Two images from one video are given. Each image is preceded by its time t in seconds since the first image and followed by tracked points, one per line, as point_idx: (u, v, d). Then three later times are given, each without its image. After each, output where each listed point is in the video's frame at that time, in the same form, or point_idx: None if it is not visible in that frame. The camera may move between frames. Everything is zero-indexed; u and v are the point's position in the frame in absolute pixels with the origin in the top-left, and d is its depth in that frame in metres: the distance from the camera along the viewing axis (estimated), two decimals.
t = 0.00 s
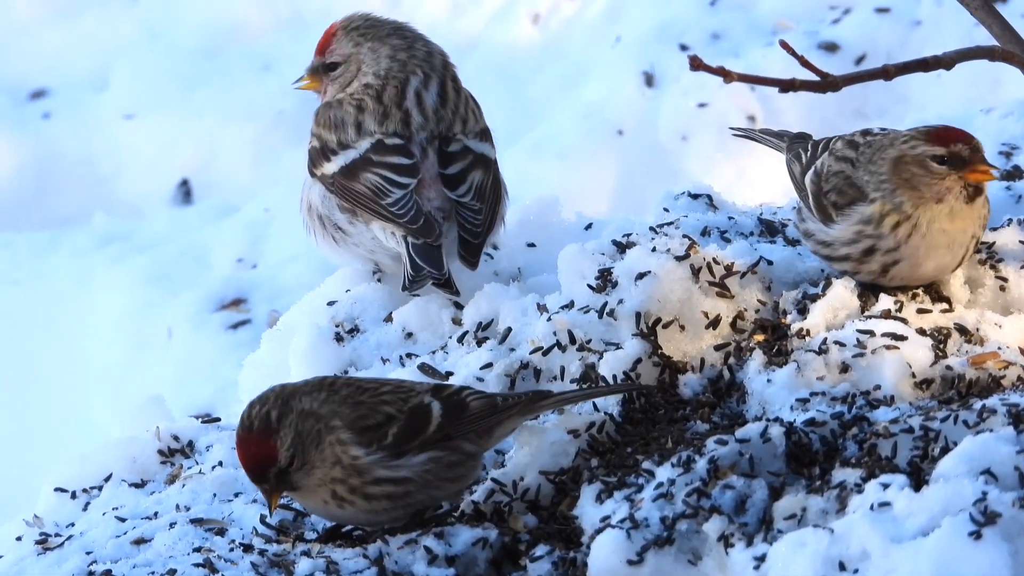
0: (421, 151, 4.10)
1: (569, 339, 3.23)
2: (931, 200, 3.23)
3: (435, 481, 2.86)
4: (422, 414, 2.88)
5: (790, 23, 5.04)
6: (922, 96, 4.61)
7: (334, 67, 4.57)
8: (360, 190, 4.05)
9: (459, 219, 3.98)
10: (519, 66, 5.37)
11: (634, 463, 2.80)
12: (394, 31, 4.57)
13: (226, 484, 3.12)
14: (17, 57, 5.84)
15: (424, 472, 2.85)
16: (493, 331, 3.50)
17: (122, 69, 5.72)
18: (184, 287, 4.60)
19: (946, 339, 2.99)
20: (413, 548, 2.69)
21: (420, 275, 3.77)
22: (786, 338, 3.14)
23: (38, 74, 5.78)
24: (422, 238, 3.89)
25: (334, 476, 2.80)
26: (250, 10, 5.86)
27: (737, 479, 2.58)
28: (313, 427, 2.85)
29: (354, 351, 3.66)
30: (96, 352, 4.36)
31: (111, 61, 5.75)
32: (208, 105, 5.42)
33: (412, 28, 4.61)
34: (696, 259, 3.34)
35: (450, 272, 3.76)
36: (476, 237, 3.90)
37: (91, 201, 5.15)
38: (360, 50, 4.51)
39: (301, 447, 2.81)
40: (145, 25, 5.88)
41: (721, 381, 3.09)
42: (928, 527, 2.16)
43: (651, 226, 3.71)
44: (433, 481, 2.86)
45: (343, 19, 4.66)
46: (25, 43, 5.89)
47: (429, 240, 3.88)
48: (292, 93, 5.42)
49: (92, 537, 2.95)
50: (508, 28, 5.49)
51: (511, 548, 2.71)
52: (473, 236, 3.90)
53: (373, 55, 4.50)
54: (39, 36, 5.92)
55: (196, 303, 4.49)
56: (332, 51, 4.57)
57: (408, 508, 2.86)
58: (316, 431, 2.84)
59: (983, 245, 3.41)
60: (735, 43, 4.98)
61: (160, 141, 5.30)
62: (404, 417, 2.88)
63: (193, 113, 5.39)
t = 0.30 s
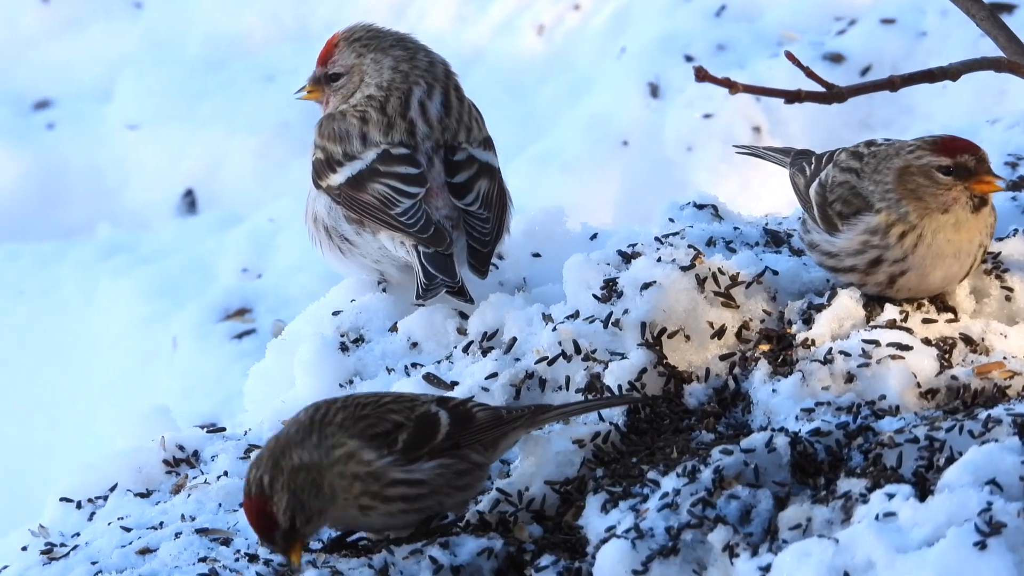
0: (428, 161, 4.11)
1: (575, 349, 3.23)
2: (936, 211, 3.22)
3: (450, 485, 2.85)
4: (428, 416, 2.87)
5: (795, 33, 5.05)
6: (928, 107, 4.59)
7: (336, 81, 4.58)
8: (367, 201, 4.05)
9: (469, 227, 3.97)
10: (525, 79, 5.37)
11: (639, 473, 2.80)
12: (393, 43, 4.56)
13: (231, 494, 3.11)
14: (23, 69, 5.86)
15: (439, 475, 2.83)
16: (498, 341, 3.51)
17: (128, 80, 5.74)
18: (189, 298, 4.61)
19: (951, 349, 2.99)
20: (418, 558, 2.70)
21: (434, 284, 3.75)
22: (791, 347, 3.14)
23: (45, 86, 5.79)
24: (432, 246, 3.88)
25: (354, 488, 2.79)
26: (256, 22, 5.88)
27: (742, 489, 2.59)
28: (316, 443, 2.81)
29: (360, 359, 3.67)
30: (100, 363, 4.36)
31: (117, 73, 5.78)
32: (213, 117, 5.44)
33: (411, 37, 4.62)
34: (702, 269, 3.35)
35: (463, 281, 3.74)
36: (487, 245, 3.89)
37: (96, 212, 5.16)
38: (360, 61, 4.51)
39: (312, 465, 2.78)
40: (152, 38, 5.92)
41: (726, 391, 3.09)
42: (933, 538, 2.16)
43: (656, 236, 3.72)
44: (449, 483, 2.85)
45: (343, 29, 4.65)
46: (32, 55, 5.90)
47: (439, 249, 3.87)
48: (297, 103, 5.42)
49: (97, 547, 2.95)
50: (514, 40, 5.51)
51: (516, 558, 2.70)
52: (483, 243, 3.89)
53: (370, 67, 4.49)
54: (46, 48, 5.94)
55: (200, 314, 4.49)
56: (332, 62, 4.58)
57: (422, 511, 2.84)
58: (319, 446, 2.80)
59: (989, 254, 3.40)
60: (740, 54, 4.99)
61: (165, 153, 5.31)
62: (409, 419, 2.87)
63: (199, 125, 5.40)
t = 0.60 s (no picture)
0: (437, 169, 4.11)
1: (576, 356, 3.24)
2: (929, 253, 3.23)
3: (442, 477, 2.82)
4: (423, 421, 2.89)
5: (797, 40, 5.05)
6: (931, 115, 4.59)
7: (349, 85, 4.56)
8: (376, 210, 4.05)
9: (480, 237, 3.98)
10: (527, 86, 5.37)
11: (641, 481, 2.80)
12: (396, 52, 4.58)
13: (232, 502, 3.09)
14: (26, 76, 5.86)
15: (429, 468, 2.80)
16: (500, 349, 3.52)
17: (130, 87, 5.75)
18: (191, 306, 4.61)
19: (953, 357, 2.98)
20: (421, 567, 2.72)
21: (448, 296, 3.70)
22: (792, 355, 3.15)
23: (48, 93, 5.80)
24: (443, 256, 3.88)
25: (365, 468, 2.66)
26: (258, 27, 5.88)
27: (743, 497, 2.60)
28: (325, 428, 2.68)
29: (362, 367, 3.67)
30: (103, 370, 4.36)
31: (119, 80, 5.79)
32: (215, 124, 5.44)
33: (414, 46, 4.63)
34: (703, 277, 3.34)
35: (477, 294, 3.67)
36: (499, 254, 3.89)
37: (98, 220, 5.16)
38: (365, 68, 4.55)
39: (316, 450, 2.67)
40: (154, 44, 5.93)
41: (728, 399, 3.09)
42: (934, 545, 2.17)
43: (658, 244, 3.72)
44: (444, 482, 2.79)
45: (350, 32, 4.64)
46: (34, 62, 5.91)
47: (451, 259, 3.87)
48: (300, 110, 5.42)
49: (98, 555, 2.95)
50: (517, 47, 5.51)
51: (517, 565, 2.72)
52: (495, 252, 3.89)
53: (379, 74, 4.55)
54: (48, 55, 5.93)
55: (202, 322, 4.49)
56: (336, 66, 4.57)
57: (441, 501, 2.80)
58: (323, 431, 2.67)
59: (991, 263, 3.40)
60: (743, 60, 4.98)
61: (167, 160, 5.31)
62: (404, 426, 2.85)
63: (201, 133, 5.41)
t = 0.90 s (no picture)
0: (437, 174, 4.12)
1: (573, 361, 3.24)
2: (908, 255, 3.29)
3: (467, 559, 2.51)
4: (448, 483, 2.61)
5: (794, 46, 5.05)
6: (927, 120, 4.60)
7: (347, 88, 4.57)
8: (376, 216, 4.06)
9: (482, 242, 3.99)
10: (523, 92, 5.38)
11: (637, 485, 2.81)
12: (391, 55, 4.60)
13: (229, 506, 3.11)
14: (24, 83, 5.89)
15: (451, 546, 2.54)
16: (496, 354, 3.51)
17: (128, 93, 5.77)
18: (188, 311, 4.61)
19: (949, 361, 3.00)
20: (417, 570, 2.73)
21: (452, 305, 3.67)
22: (788, 359, 3.14)
23: (46, 100, 5.82)
24: (445, 262, 3.89)
25: (404, 542, 2.62)
26: (256, 34, 5.89)
27: (739, 501, 2.62)
28: (373, 493, 2.67)
29: (358, 372, 3.67)
30: (101, 375, 4.36)
31: (117, 86, 5.80)
32: (213, 131, 5.46)
33: (411, 52, 4.65)
34: (699, 282, 3.36)
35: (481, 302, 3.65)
36: (500, 258, 3.92)
37: (96, 225, 5.17)
38: (360, 73, 4.56)
39: (360, 514, 2.67)
40: (151, 51, 5.95)
41: (725, 403, 3.09)
42: (930, 549, 2.18)
43: (654, 249, 3.73)
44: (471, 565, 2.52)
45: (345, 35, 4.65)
46: (33, 69, 5.94)
47: (454, 266, 3.88)
48: (297, 116, 5.44)
49: (95, 559, 2.95)
50: (513, 52, 5.52)
51: (514, 569, 2.77)
52: (497, 258, 3.91)
53: (376, 77, 4.56)
54: (46, 60, 5.98)
55: (199, 327, 4.49)
56: (331, 71, 4.58)
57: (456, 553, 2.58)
58: (370, 498, 2.67)
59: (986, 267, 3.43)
60: (739, 67, 5.01)
61: (166, 167, 5.33)
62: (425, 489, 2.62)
63: (199, 139, 5.42)
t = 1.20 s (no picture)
0: (433, 171, 4.15)
1: (565, 359, 3.27)
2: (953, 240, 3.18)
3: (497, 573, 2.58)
4: (473, 497, 2.66)
5: (784, 45, 5.07)
6: (917, 119, 4.63)
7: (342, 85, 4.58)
8: (373, 213, 4.09)
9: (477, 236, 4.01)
10: (516, 92, 5.40)
11: (629, 481, 2.84)
12: (383, 54, 4.62)
13: (224, 502, 3.12)
14: (21, 83, 5.91)
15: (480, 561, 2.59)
16: (489, 351, 3.54)
17: (124, 93, 5.79)
18: (184, 310, 4.63)
19: (937, 358, 3.04)
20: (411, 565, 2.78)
21: (450, 299, 3.71)
22: (779, 356, 3.20)
23: (41, 99, 5.83)
24: (441, 257, 3.91)
25: (431, 561, 2.65)
26: (251, 35, 5.91)
27: (730, 497, 2.65)
28: (402, 513, 2.69)
29: (352, 370, 3.69)
30: (98, 373, 4.38)
31: (114, 86, 5.82)
32: (208, 132, 5.48)
33: (405, 49, 4.68)
34: (690, 280, 3.37)
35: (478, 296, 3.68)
36: (495, 256, 3.88)
37: (92, 224, 5.17)
38: (353, 71, 4.58)
39: (392, 538, 2.70)
40: (146, 51, 5.96)
41: (715, 400, 3.13)
42: (919, 545, 2.22)
43: (646, 247, 3.74)
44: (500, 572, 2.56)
45: (339, 33, 4.66)
46: (30, 69, 5.97)
47: (450, 262, 3.90)
48: (291, 116, 5.44)
49: (92, 555, 2.98)
50: (507, 52, 5.55)
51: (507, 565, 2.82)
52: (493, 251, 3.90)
53: (371, 74, 4.58)
54: (42, 61, 6.00)
55: (195, 325, 4.51)
56: (323, 69, 4.59)
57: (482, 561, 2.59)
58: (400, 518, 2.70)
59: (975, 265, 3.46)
60: (730, 66, 5.03)
61: (162, 166, 5.35)
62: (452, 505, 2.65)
63: (194, 139, 5.44)
